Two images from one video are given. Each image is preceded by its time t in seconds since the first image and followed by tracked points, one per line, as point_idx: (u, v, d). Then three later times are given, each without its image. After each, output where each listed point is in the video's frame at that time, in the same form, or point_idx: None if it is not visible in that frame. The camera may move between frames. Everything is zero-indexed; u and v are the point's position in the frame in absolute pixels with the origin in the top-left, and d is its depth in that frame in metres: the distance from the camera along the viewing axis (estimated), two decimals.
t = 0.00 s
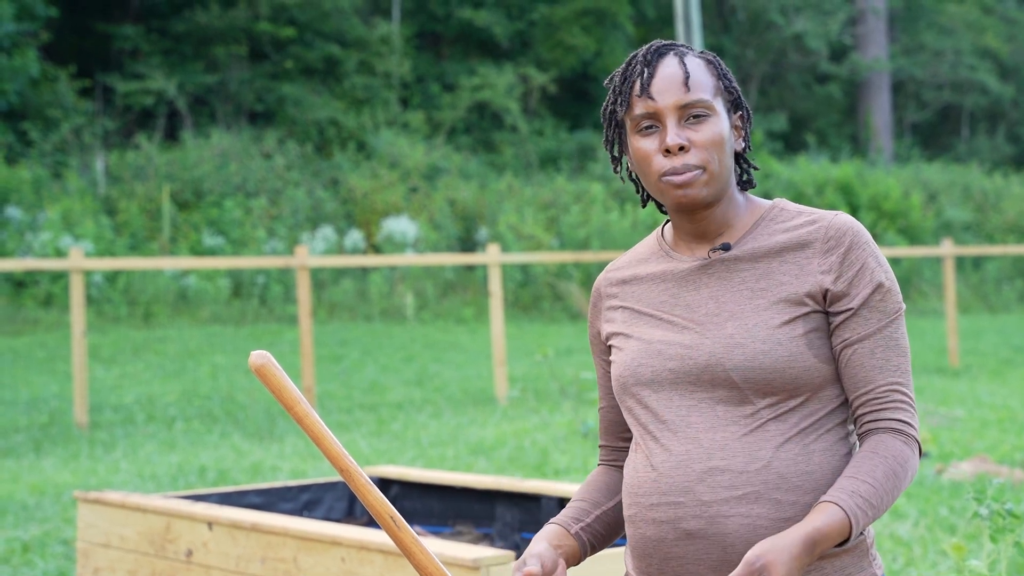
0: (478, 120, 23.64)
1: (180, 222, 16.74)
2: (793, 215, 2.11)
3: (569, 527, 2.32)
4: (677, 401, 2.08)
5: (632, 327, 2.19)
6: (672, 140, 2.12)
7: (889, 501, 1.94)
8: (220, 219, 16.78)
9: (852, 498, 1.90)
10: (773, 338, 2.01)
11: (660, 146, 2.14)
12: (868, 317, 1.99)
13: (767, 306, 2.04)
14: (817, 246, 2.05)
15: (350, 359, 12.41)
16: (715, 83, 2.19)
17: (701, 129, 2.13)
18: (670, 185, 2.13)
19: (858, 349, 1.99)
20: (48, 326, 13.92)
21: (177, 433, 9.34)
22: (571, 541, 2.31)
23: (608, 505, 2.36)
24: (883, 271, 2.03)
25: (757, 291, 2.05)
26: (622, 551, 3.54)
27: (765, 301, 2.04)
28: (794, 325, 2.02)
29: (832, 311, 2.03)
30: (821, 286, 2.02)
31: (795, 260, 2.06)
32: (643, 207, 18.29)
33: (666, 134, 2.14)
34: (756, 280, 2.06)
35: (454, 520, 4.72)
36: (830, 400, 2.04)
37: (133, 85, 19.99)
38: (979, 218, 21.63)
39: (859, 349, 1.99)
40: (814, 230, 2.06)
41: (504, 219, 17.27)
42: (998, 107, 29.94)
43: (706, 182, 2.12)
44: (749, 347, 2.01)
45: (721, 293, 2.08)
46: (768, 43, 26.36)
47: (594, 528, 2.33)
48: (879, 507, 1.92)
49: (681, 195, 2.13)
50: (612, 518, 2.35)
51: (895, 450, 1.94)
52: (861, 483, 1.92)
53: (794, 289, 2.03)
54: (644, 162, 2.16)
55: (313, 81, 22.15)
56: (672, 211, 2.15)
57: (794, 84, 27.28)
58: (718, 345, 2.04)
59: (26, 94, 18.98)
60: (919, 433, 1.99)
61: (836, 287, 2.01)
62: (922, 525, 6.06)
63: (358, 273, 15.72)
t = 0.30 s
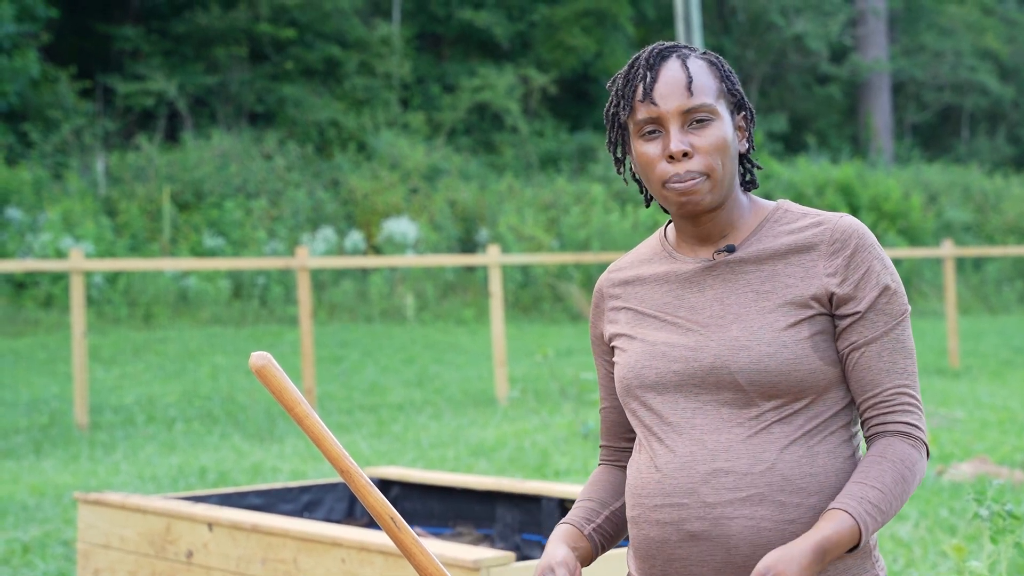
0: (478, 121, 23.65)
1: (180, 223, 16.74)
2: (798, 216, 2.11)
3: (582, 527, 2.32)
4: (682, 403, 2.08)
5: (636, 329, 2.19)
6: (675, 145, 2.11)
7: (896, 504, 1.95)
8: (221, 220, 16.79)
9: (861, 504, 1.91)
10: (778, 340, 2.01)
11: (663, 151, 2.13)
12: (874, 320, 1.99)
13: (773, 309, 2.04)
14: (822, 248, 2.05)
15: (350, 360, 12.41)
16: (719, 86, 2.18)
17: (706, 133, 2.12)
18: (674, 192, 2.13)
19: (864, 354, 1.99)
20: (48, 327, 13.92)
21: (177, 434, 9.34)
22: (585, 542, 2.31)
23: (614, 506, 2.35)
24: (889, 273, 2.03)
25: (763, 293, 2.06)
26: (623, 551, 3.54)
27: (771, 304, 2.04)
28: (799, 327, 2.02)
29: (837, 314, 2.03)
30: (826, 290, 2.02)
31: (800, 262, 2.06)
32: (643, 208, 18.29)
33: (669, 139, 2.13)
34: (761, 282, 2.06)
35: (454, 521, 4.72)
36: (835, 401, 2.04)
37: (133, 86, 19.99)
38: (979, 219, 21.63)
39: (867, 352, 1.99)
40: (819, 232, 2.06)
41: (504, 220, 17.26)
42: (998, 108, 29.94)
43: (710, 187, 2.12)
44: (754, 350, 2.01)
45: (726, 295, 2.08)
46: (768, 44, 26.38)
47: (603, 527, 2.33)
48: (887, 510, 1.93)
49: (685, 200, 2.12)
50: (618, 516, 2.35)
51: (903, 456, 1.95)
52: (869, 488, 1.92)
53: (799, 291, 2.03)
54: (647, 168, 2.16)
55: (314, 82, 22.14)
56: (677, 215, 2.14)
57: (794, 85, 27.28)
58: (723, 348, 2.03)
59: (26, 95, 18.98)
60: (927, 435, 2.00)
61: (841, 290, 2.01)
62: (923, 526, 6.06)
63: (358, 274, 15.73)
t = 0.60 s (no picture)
0: (478, 122, 23.65)
1: (180, 224, 16.75)
2: (801, 217, 2.11)
3: (587, 525, 2.31)
4: (684, 404, 2.08)
5: (639, 329, 2.19)
6: (647, 163, 2.09)
7: (901, 507, 1.96)
8: (220, 222, 16.78)
9: (865, 507, 1.91)
10: (780, 342, 2.01)
11: (640, 166, 2.11)
12: (878, 323, 2.00)
13: (775, 311, 2.03)
14: (826, 250, 2.05)
15: (350, 361, 12.43)
16: (698, 93, 2.13)
17: (680, 147, 2.09)
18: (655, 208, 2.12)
19: (869, 356, 2.00)
20: (48, 329, 13.93)
21: (176, 436, 9.33)
22: (590, 541, 2.30)
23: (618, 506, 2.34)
24: (892, 275, 2.03)
25: (765, 294, 2.05)
26: (624, 553, 3.53)
27: (772, 306, 2.04)
28: (802, 329, 2.02)
29: (841, 316, 2.02)
30: (828, 291, 2.02)
31: (803, 263, 2.05)
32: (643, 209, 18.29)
33: (643, 156, 2.11)
34: (764, 284, 2.06)
35: (454, 522, 4.73)
36: (837, 403, 2.04)
37: (133, 87, 20.00)
38: (979, 220, 21.62)
39: (871, 356, 2.00)
40: (822, 234, 2.05)
41: (504, 222, 17.25)
42: (998, 110, 29.95)
43: (691, 201, 2.10)
44: (757, 352, 2.01)
45: (728, 297, 2.08)
46: (768, 46, 26.41)
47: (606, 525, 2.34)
48: (892, 513, 1.93)
49: (667, 216, 2.11)
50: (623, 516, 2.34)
51: (908, 459, 1.96)
52: (874, 490, 1.93)
53: (802, 294, 2.03)
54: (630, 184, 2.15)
55: (314, 83, 22.14)
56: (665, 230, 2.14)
57: (794, 87, 27.28)
58: (726, 350, 2.03)
59: (26, 97, 18.99)
60: (933, 436, 2.00)
61: (844, 292, 2.01)
62: (922, 527, 6.06)
63: (357, 275, 15.73)
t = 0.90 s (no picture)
0: (477, 123, 23.66)
1: (180, 225, 16.77)
2: (803, 216, 2.11)
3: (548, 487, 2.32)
4: (681, 403, 2.08)
5: (638, 325, 2.19)
6: (634, 170, 2.11)
7: (906, 491, 1.93)
8: (220, 222, 16.79)
9: (871, 474, 1.89)
10: (779, 340, 2.01)
11: (628, 173, 2.13)
12: (878, 321, 1.99)
13: (774, 308, 2.04)
14: (825, 248, 2.04)
15: (350, 362, 12.44)
16: (681, 98, 2.13)
17: (662, 154, 2.11)
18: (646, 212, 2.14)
19: (867, 356, 2.00)
20: (48, 330, 13.93)
21: (176, 436, 9.33)
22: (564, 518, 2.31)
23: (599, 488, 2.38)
24: (893, 273, 2.03)
25: (764, 291, 2.05)
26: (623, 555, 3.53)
27: (771, 303, 2.04)
28: (800, 327, 2.02)
29: (840, 314, 2.02)
30: (827, 290, 2.02)
31: (802, 262, 2.05)
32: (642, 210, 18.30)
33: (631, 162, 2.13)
34: (763, 281, 2.06)
35: (454, 523, 4.73)
36: (836, 400, 2.04)
37: (133, 88, 20.00)
38: (978, 221, 21.62)
39: (871, 353, 1.99)
40: (822, 232, 2.05)
41: (504, 223, 17.25)
42: (998, 111, 29.97)
43: (678, 205, 2.11)
44: (755, 350, 2.01)
45: (728, 294, 2.08)
46: (768, 47, 26.43)
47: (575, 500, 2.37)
48: (897, 497, 1.91)
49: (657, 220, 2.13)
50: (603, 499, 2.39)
51: (914, 448, 1.94)
52: (881, 464, 1.91)
53: (801, 291, 2.03)
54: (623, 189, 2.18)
55: (313, 84, 22.14)
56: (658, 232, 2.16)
57: (794, 88, 27.29)
58: (724, 348, 2.03)
59: (26, 98, 19.00)
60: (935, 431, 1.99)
61: (844, 291, 2.01)
62: (922, 528, 6.07)
63: (357, 276, 15.75)
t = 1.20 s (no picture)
0: (477, 124, 23.66)
1: (179, 226, 16.78)
2: (799, 217, 2.11)
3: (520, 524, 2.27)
4: (678, 404, 2.08)
5: (634, 327, 2.19)
6: (667, 150, 2.10)
7: (903, 496, 1.90)
8: (219, 223, 16.80)
9: (873, 487, 1.85)
10: (775, 339, 2.01)
11: (657, 155, 2.11)
12: (872, 319, 1.99)
13: (770, 307, 2.04)
14: (820, 248, 2.05)
15: (350, 363, 12.46)
16: (714, 86, 2.15)
17: (700, 136, 2.11)
18: (668, 195, 2.12)
19: (862, 353, 1.99)
20: (47, 330, 13.93)
21: (176, 437, 9.34)
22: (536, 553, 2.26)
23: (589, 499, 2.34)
24: (889, 273, 2.03)
25: (760, 290, 2.06)
26: (622, 556, 3.52)
27: (768, 302, 2.04)
28: (796, 326, 2.02)
29: (836, 313, 2.02)
30: (824, 289, 2.02)
31: (798, 261, 2.06)
32: (642, 211, 18.31)
33: (662, 143, 2.12)
34: (759, 281, 2.07)
35: (454, 524, 4.73)
36: (832, 400, 2.04)
37: (132, 89, 20.02)
38: (978, 222, 21.62)
39: (865, 351, 1.98)
40: (817, 233, 2.06)
41: (503, 224, 17.25)
42: (997, 111, 29.98)
43: (705, 191, 2.11)
44: (751, 348, 2.01)
45: (724, 294, 2.08)
46: (767, 48, 26.44)
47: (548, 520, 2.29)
48: (894, 503, 1.87)
49: (681, 204, 2.12)
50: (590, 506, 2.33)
51: (907, 452, 1.91)
52: (880, 474, 1.87)
53: (797, 290, 2.03)
54: (642, 170, 2.14)
55: (313, 84, 22.14)
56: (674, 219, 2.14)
57: (794, 88, 27.31)
58: (720, 348, 2.04)
59: (26, 99, 19.01)
60: (926, 432, 1.97)
61: (839, 290, 2.01)
62: (922, 529, 6.07)
63: (357, 277, 15.77)
